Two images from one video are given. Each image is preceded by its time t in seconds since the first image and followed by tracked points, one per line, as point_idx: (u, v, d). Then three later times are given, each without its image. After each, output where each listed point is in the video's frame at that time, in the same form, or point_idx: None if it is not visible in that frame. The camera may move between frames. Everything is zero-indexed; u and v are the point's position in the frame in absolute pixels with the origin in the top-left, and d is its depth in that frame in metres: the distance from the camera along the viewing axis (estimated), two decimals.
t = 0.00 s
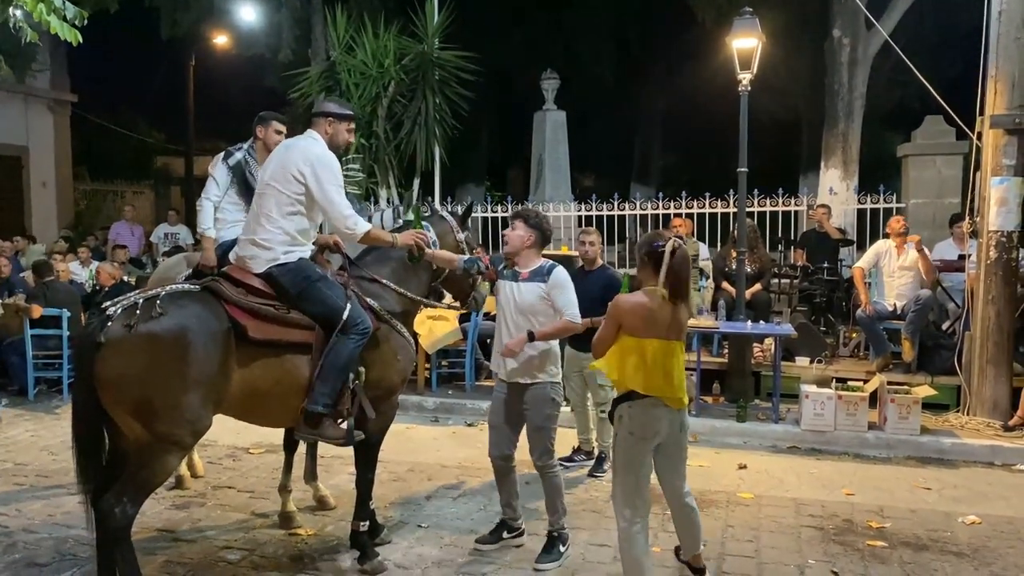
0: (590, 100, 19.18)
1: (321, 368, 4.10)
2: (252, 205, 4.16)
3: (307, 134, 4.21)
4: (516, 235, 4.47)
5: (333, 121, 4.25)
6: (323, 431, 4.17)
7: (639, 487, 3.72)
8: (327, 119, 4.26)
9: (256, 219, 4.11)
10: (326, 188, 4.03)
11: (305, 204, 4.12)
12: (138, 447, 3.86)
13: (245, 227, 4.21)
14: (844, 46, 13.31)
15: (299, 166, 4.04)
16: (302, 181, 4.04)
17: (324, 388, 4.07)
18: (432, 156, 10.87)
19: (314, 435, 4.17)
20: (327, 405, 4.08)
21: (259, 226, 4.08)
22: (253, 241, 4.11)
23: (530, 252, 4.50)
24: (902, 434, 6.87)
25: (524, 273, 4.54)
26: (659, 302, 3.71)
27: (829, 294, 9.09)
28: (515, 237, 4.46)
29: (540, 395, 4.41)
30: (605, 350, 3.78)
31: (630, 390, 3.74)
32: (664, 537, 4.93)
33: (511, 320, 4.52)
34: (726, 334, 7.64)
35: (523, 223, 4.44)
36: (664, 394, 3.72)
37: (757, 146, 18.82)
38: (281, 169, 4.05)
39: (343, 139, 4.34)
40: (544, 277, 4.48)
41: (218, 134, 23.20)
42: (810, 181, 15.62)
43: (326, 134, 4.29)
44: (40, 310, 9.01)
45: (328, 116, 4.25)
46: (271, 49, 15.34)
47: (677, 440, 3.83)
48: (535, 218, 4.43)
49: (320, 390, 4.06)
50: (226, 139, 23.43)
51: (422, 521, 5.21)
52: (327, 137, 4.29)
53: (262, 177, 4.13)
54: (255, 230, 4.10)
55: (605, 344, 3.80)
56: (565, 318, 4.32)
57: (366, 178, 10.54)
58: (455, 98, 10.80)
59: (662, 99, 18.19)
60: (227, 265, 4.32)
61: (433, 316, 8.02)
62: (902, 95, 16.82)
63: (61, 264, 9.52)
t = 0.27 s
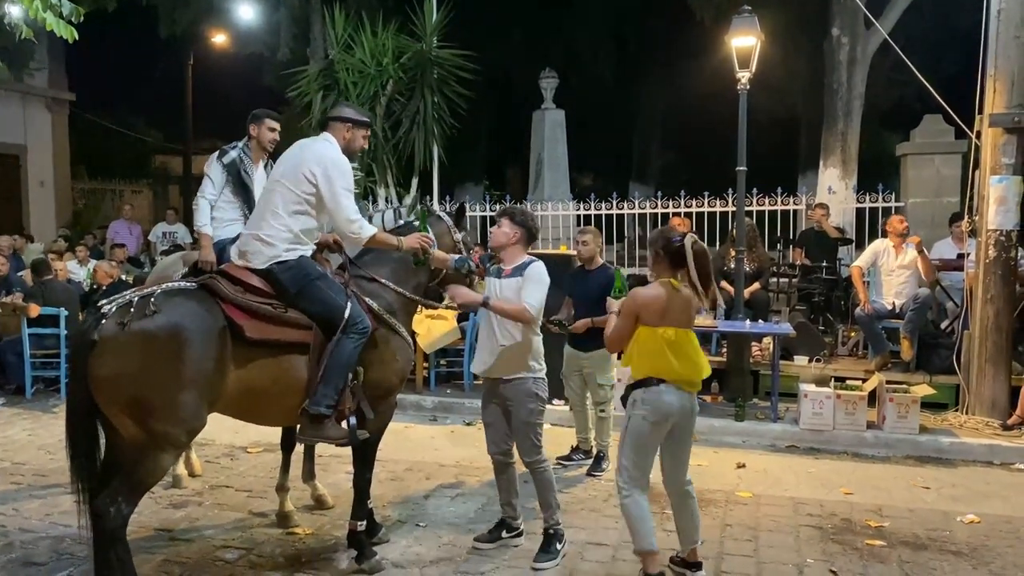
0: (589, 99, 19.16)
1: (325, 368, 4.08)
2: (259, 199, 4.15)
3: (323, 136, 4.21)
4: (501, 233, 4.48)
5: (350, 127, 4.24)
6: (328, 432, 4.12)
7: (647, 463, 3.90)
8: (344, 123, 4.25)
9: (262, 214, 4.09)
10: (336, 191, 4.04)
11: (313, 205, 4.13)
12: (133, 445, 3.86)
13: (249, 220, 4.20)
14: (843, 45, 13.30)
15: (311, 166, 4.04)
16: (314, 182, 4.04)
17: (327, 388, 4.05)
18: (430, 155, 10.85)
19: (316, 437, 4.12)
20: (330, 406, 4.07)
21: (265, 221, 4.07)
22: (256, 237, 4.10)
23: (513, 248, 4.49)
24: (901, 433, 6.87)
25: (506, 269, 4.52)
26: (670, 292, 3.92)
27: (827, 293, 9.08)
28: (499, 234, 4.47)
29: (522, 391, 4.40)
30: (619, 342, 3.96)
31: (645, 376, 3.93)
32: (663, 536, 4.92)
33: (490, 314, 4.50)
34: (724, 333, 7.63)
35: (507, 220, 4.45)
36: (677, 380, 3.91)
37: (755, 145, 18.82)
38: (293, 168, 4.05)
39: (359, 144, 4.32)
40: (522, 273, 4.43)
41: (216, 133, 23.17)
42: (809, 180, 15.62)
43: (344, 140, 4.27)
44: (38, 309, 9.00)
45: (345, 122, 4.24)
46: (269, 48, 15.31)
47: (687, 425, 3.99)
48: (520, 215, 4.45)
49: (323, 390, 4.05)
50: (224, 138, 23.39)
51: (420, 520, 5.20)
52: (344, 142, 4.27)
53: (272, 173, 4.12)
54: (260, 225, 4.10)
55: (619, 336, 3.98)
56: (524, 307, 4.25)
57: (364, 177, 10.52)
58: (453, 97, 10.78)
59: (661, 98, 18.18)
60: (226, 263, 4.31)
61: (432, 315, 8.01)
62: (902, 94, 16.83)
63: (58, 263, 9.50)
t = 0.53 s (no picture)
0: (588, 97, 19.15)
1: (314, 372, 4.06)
2: (264, 196, 4.15)
3: (329, 133, 4.23)
4: (493, 230, 4.47)
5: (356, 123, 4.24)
6: (314, 434, 4.09)
7: (640, 443, 4.15)
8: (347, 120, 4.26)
9: (268, 210, 4.10)
10: (343, 188, 4.05)
11: (320, 201, 4.14)
12: (129, 444, 3.85)
13: (254, 217, 4.19)
14: (843, 43, 13.30)
15: (318, 163, 4.06)
16: (322, 178, 4.06)
17: (316, 388, 4.04)
18: (429, 153, 10.84)
19: (303, 437, 4.08)
20: (319, 406, 4.05)
21: (271, 218, 4.07)
22: (261, 233, 4.08)
23: (506, 245, 4.48)
24: (899, 432, 6.87)
25: (498, 265, 4.49)
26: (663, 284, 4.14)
27: (827, 292, 9.05)
28: (492, 231, 4.47)
29: (517, 386, 4.39)
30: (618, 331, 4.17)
31: (640, 364, 4.16)
32: (661, 535, 4.91)
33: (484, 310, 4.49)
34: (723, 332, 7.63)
35: (499, 218, 4.46)
36: (669, 368, 4.14)
37: (755, 144, 18.81)
38: (300, 164, 4.07)
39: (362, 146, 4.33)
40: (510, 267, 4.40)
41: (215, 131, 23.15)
42: (808, 178, 15.61)
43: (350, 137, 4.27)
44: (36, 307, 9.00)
45: (352, 120, 4.25)
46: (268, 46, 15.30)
47: (681, 411, 4.18)
48: (512, 213, 4.46)
49: (312, 392, 4.04)
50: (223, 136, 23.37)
51: (418, 519, 5.19)
52: (350, 139, 4.28)
53: (279, 170, 4.13)
54: (265, 221, 4.09)
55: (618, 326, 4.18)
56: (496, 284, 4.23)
57: (363, 175, 10.52)
58: (453, 95, 10.77)
59: (660, 96, 18.16)
60: (223, 261, 4.30)
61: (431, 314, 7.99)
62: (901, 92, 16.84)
63: (57, 261, 9.49)
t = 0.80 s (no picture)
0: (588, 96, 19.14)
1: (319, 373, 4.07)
2: (269, 190, 4.13)
3: (323, 123, 4.23)
4: (487, 229, 4.47)
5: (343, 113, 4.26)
6: (324, 435, 4.12)
7: (631, 438, 4.35)
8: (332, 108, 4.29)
9: (276, 204, 4.09)
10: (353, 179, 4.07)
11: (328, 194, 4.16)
12: (127, 442, 3.85)
13: (258, 211, 4.17)
14: (842, 43, 13.31)
15: (325, 155, 4.07)
16: (332, 172, 4.07)
17: (323, 389, 4.04)
18: (429, 153, 10.83)
19: (313, 441, 4.10)
20: (328, 409, 4.05)
21: (280, 212, 4.07)
22: (272, 227, 4.07)
23: (499, 242, 4.49)
24: (898, 431, 6.87)
25: (492, 264, 4.50)
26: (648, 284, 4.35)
27: (826, 291, 9.03)
28: (484, 230, 4.47)
29: (513, 384, 4.39)
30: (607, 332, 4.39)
31: (628, 362, 4.41)
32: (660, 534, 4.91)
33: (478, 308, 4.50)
34: (722, 331, 7.63)
35: (491, 217, 4.45)
36: (656, 363, 4.40)
37: (754, 143, 18.82)
38: (308, 158, 4.07)
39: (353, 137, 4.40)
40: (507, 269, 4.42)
41: (215, 131, 23.14)
42: (807, 178, 15.62)
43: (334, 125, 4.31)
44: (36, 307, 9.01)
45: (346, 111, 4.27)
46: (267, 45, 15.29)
47: (661, 407, 4.45)
48: (504, 211, 4.45)
49: (320, 393, 4.03)
50: (223, 136, 23.36)
51: (417, 519, 5.19)
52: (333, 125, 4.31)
53: (282, 164, 4.11)
54: (274, 216, 4.08)
55: (606, 327, 4.39)
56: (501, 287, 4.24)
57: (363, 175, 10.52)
58: (452, 95, 10.76)
59: (659, 96, 18.16)
60: (224, 259, 4.28)
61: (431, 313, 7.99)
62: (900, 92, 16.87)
63: (56, 261, 9.48)
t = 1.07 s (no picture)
0: (587, 96, 19.14)
1: (321, 367, 4.04)
2: (276, 189, 4.05)
3: (307, 117, 4.22)
4: (481, 225, 4.44)
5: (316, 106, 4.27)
6: (324, 428, 4.06)
7: (628, 430, 4.46)
8: (302, 100, 4.27)
9: (286, 203, 4.04)
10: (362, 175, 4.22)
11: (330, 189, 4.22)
12: (126, 442, 3.84)
13: (262, 211, 4.07)
14: (841, 43, 13.32)
15: (335, 153, 4.14)
16: (341, 168, 4.16)
17: (332, 379, 4.00)
18: (428, 152, 10.83)
19: (317, 433, 4.05)
20: (333, 400, 4.00)
21: (295, 211, 4.04)
22: (288, 227, 4.03)
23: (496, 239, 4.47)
24: (898, 431, 6.87)
25: (490, 261, 4.49)
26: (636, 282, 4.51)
27: (824, 291, 9.01)
28: (479, 227, 4.44)
29: (512, 380, 4.39)
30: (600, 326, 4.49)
31: (621, 356, 4.51)
32: (659, 535, 4.90)
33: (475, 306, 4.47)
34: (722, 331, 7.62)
35: (486, 214, 4.40)
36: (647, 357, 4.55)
37: (753, 143, 18.82)
38: (317, 156, 4.08)
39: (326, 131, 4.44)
40: (510, 265, 4.43)
41: (214, 131, 23.13)
42: (807, 178, 15.63)
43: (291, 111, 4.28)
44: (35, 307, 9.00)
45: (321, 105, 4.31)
46: (266, 45, 15.27)
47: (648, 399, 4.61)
48: (499, 209, 4.40)
49: (325, 384, 4.00)
50: (221, 135, 23.34)
51: (416, 519, 5.19)
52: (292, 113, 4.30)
53: (288, 162, 4.07)
54: (285, 215, 4.03)
55: (599, 322, 4.50)
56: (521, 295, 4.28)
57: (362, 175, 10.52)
58: (451, 95, 10.76)
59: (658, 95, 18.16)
60: (223, 258, 4.24)
61: (430, 313, 7.98)
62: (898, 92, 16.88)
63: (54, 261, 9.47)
